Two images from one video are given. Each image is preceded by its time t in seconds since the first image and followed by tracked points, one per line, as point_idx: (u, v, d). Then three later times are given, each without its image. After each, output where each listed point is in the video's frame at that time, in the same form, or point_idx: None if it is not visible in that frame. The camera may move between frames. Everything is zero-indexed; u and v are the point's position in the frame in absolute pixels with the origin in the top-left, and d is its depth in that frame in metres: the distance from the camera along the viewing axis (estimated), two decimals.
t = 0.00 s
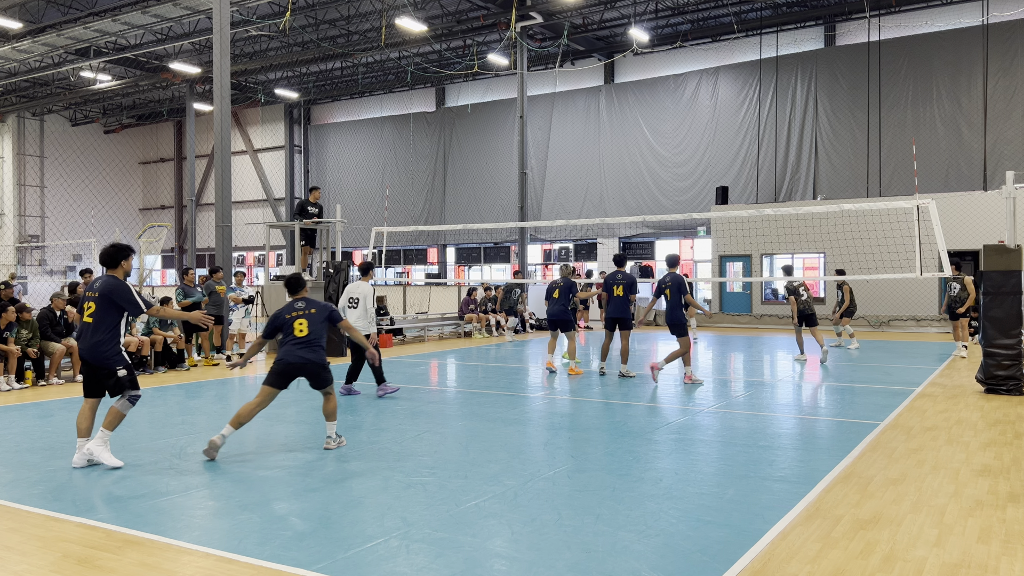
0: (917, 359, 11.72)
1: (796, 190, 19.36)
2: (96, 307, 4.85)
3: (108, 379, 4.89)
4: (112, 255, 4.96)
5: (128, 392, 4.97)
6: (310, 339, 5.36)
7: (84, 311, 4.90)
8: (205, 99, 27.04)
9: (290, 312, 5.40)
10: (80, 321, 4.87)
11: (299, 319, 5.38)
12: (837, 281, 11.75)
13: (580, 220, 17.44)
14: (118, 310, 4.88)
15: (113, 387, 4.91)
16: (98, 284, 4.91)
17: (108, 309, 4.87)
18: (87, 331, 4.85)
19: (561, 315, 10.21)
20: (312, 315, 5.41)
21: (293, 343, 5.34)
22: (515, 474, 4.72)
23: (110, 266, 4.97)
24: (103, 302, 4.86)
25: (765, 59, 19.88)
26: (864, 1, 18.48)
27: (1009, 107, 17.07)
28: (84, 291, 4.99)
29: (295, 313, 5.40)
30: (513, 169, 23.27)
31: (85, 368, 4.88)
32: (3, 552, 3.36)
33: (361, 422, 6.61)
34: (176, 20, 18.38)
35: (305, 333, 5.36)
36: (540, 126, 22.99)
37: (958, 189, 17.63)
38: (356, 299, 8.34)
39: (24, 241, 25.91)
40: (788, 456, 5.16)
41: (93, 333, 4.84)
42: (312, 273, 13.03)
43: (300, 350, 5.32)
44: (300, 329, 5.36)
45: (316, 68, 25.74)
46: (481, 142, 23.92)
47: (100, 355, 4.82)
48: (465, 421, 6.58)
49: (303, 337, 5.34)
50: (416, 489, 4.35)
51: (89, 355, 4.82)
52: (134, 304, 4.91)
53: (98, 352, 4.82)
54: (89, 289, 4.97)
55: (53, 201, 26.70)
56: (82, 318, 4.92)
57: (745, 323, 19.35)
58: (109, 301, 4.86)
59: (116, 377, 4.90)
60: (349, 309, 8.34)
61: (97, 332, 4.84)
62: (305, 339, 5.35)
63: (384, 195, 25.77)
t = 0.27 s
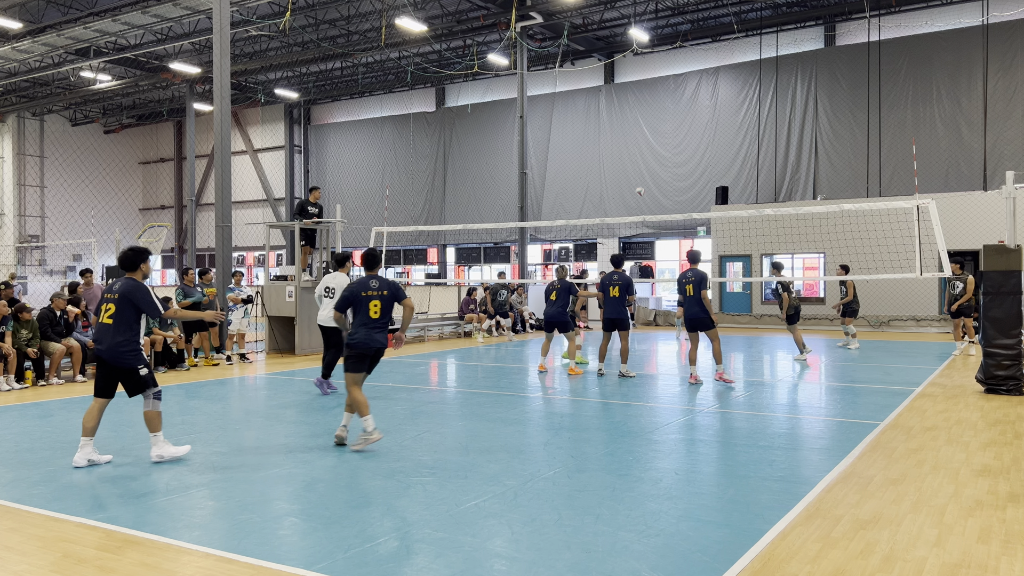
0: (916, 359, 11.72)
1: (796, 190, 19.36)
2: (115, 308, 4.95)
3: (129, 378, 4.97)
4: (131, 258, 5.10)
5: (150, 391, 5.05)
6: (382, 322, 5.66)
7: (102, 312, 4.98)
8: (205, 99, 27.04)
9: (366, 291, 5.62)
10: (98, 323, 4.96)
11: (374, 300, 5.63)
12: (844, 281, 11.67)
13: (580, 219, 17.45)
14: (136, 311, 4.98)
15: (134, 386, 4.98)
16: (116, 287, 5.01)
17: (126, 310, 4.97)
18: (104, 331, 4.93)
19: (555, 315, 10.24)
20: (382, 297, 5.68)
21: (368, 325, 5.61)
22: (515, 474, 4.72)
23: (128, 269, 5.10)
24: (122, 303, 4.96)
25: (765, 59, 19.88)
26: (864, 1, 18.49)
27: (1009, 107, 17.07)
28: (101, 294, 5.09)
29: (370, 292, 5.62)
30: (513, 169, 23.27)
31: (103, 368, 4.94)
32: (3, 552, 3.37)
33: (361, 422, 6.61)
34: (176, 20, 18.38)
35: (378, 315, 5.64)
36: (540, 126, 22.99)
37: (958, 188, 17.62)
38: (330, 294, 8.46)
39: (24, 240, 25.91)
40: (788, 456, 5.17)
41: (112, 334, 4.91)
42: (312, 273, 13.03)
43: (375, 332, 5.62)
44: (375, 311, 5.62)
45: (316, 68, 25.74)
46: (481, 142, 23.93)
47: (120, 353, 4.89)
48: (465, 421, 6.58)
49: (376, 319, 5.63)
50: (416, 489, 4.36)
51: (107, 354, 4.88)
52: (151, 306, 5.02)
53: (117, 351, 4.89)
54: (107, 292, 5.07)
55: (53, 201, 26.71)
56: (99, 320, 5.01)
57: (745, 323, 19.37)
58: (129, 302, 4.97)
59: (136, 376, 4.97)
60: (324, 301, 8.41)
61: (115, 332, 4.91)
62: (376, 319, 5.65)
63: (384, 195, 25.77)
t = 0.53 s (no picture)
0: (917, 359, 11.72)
1: (796, 190, 19.36)
2: (154, 310, 5.00)
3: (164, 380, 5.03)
4: (169, 262, 5.13)
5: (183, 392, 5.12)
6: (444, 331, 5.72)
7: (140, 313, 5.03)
8: (205, 99, 27.04)
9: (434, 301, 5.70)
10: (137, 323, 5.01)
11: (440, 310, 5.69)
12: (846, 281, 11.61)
13: (580, 219, 17.45)
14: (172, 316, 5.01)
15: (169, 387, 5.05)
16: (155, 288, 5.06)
17: (163, 313, 5.01)
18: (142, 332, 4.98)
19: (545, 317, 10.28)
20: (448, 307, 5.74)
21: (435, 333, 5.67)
22: (515, 474, 4.72)
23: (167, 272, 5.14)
24: (161, 305, 5.00)
25: (765, 59, 19.89)
26: (864, 1, 18.49)
27: (1009, 107, 17.07)
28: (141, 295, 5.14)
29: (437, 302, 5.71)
30: (513, 169, 23.28)
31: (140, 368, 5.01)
32: (3, 552, 3.37)
33: (361, 422, 6.61)
34: (176, 20, 18.39)
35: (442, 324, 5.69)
36: (540, 126, 22.99)
37: (958, 188, 17.62)
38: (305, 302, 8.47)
39: (24, 240, 25.95)
40: (788, 456, 5.17)
41: (150, 336, 4.96)
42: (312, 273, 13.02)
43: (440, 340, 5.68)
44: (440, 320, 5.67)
45: (316, 68, 25.75)
46: (481, 142, 23.93)
47: (156, 356, 4.94)
48: (465, 421, 6.58)
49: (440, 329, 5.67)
50: (416, 489, 4.35)
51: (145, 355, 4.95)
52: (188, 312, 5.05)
53: (154, 353, 4.95)
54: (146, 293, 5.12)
55: (54, 201, 26.74)
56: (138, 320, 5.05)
57: (745, 323, 19.37)
58: (166, 305, 5.00)
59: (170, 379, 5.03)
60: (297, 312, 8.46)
61: (152, 334, 4.96)
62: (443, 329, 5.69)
63: (384, 195, 25.77)
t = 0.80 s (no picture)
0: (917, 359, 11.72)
1: (796, 190, 19.36)
2: (188, 304, 5.19)
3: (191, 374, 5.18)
4: (204, 258, 5.33)
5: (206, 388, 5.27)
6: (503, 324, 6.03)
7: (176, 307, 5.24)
8: (205, 100, 27.03)
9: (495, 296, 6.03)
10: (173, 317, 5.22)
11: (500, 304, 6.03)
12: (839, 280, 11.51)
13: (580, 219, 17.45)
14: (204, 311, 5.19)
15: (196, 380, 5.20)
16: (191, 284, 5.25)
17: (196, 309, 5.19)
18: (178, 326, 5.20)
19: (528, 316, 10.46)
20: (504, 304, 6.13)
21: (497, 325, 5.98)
22: (515, 474, 4.72)
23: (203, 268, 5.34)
24: (195, 301, 5.18)
25: (765, 59, 19.88)
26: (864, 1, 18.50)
27: (1009, 107, 17.07)
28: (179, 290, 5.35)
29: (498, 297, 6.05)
30: (513, 169, 23.27)
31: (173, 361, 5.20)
32: (3, 552, 3.37)
33: (361, 422, 6.61)
34: (176, 20, 18.39)
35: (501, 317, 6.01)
36: (540, 126, 23.00)
37: (958, 188, 17.62)
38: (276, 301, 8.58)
39: (24, 240, 25.97)
40: (788, 456, 5.17)
41: (185, 330, 5.16)
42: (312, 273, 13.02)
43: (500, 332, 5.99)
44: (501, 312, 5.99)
45: (316, 68, 25.74)
46: (481, 142, 23.93)
47: (190, 350, 5.13)
48: (465, 422, 6.58)
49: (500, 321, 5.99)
50: (416, 489, 4.35)
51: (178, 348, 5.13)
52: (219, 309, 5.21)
53: (186, 347, 5.12)
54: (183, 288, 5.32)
55: (53, 201, 26.76)
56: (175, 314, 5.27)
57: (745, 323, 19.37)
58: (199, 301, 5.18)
59: (199, 373, 5.19)
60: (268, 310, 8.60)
61: (185, 328, 5.16)
62: (504, 322, 6.02)
63: (384, 195, 25.77)
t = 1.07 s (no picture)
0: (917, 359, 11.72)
1: (796, 190, 19.36)
2: (217, 305, 5.37)
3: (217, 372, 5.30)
4: (228, 261, 5.55)
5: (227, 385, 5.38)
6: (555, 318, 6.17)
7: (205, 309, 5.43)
8: (205, 100, 27.02)
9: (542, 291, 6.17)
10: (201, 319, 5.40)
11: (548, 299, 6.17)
12: (825, 281, 11.86)
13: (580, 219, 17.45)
14: (233, 311, 5.38)
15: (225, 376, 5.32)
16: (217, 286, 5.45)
17: (225, 309, 5.37)
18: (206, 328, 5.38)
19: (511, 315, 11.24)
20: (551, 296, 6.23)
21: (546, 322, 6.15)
22: (515, 474, 4.72)
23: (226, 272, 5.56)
24: (223, 301, 5.37)
25: (765, 59, 19.88)
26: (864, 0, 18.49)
27: (1009, 107, 17.07)
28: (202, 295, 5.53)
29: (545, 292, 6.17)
30: (513, 169, 23.27)
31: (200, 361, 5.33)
32: (3, 552, 3.36)
33: (361, 422, 6.61)
34: (176, 20, 18.39)
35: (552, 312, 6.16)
36: (540, 126, 23.00)
37: (958, 188, 17.62)
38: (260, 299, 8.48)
39: (24, 240, 25.97)
40: (788, 456, 5.17)
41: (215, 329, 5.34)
42: (312, 273, 13.02)
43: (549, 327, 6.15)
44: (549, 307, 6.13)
45: (316, 68, 25.74)
46: (481, 142, 23.92)
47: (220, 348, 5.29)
48: (465, 421, 6.58)
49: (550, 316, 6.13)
50: (416, 489, 4.35)
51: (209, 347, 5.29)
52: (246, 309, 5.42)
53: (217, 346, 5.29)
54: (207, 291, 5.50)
55: (54, 201, 26.77)
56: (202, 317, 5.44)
57: (745, 323, 19.36)
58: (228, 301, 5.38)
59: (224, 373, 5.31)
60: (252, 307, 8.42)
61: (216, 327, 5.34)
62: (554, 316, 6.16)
63: (384, 195, 25.77)
